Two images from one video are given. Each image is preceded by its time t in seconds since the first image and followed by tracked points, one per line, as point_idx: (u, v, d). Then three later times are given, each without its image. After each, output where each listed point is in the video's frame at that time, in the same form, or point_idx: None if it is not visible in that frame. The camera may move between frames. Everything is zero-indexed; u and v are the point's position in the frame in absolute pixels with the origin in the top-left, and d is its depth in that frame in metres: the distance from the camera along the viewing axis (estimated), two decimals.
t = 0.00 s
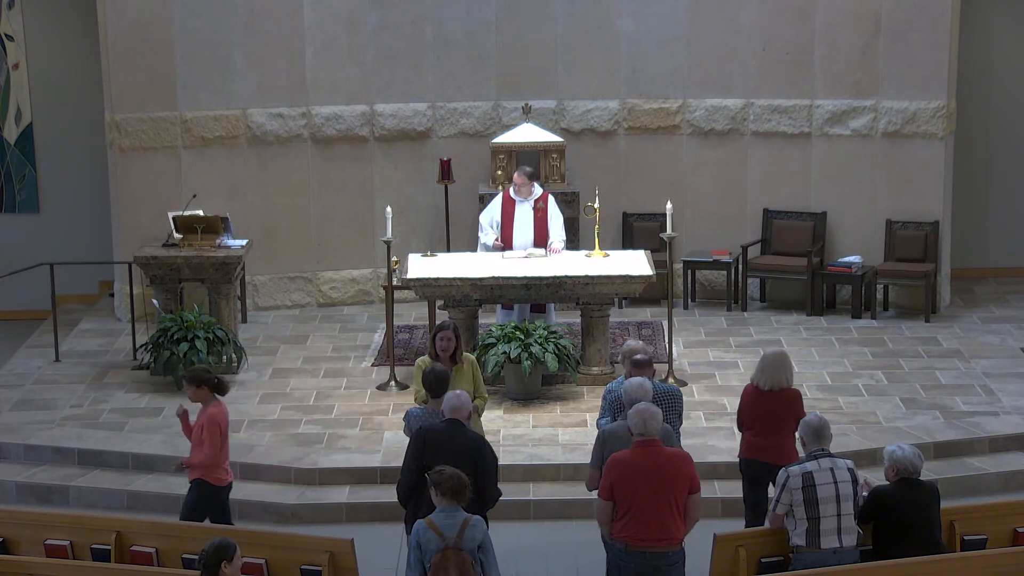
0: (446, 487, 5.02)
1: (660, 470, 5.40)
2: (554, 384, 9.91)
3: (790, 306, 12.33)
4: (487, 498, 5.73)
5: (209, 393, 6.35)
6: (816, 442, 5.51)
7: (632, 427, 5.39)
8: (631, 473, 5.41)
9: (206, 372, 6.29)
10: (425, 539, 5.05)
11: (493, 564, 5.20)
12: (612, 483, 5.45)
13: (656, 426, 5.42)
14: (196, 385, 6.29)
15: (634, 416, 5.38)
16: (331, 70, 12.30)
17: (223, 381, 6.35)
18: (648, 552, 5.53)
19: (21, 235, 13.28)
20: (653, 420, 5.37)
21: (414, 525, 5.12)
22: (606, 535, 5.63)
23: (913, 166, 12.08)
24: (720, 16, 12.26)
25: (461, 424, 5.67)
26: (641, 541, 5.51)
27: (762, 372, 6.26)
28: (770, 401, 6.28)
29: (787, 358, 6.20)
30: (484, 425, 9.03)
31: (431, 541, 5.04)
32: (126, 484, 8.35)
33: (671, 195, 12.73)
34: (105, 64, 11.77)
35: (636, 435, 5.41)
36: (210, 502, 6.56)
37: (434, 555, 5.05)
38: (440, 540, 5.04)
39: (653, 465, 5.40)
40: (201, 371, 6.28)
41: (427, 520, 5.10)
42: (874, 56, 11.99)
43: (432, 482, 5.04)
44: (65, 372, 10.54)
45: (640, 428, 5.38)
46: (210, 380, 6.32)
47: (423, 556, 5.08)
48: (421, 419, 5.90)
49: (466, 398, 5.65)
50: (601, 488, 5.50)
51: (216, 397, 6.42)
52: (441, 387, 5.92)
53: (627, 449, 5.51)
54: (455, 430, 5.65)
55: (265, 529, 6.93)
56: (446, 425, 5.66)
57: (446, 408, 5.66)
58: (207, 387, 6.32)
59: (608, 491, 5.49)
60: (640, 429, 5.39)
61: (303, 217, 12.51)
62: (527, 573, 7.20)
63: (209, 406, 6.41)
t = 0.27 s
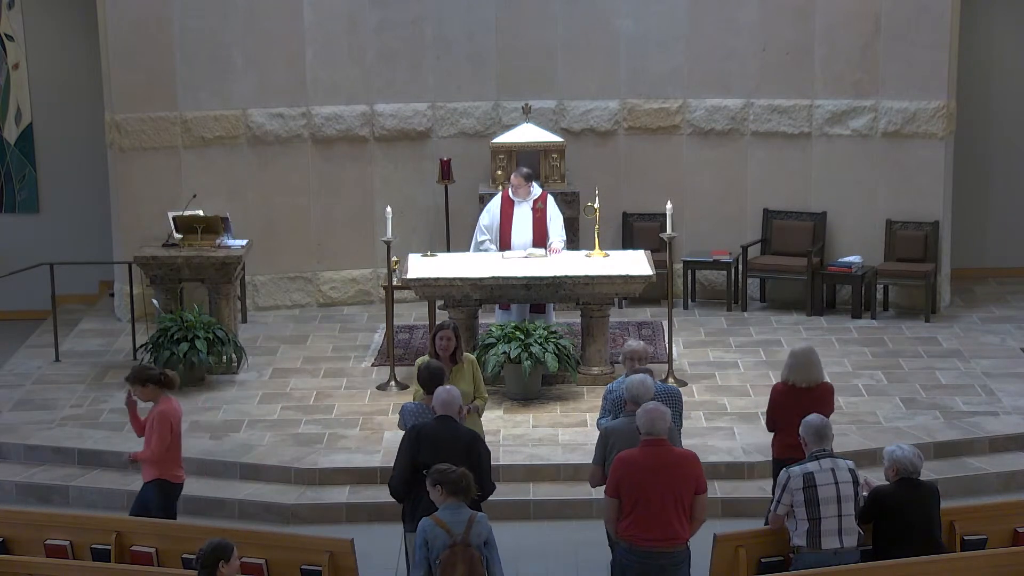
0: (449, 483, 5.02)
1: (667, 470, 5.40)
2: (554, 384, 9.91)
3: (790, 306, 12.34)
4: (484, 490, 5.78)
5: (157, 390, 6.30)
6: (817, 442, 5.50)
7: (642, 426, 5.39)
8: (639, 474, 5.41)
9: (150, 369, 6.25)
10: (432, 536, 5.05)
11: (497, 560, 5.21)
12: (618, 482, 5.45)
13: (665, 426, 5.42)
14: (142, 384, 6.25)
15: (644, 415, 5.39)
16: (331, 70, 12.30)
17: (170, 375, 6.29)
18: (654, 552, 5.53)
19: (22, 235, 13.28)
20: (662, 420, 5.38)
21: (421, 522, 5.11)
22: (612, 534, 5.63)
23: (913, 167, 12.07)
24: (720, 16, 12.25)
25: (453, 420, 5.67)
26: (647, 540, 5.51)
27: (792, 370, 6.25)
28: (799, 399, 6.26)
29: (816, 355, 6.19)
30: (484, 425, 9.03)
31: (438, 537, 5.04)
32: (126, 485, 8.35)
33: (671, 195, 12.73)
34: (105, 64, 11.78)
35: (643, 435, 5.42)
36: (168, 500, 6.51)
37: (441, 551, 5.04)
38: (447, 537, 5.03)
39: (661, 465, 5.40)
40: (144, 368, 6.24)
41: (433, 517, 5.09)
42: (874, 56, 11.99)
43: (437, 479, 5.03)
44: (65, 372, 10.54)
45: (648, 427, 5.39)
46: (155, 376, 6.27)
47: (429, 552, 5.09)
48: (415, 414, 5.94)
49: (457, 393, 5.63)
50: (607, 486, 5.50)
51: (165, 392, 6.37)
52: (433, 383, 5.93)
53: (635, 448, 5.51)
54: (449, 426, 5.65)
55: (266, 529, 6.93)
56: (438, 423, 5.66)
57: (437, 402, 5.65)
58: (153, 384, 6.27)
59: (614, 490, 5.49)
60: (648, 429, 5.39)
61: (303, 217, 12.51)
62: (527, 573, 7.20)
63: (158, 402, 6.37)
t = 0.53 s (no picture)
0: (455, 481, 5.07)
1: (668, 469, 5.40)
2: (554, 384, 9.91)
3: (790, 306, 12.34)
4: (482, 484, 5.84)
5: (119, 395, 6.33)
6: (817, 443, 5.49)
7: (646, 424, 5.39)
8: (641, 472, 5.41)
9: (111, 375, 6.26)
10: (441, 534, 5.08)
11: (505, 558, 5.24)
12: (620, 480, 5.45)
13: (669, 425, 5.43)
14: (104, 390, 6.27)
15: (647, 413, 5.39)
16: (331, 70, 12.30)
17: (131, 380, 6.32)
18: (655, 551, 5.54)
19: (22, 235, 13.28)
20: (665, 418, 5.38)
21: (429, 522, 5.15)
22: (614, 532, 5.64)
23: (913, 166, 12.07)
24: (720, 16, 12.26)
25: (448, 417, 5.69)
26: (648, 539, 5.51)
27: (808, 367, 6.25)
28: (814, 395, 6.27)
29: (831, 351, 6.20)
30: (484, 425, 9.03)
31: (447, 535, 5.08)
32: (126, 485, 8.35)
33: (671, 195, 12.73)
34: (105, 64, 11.77)
35: (646, 433, 5.42)
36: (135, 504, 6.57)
37: (451, 549, 5.08)
38: (457, 534, 5.07)
39: (664, 463, 5.39)
40: (107, 375, 6.25)
41: (442, 516, 5.13)
42: (874, 56, 11.99)
43: (444, 477, 5.08)
44: (65, 372, 10.54)
45: (651, 427, 5.39)
46: (117, 382, 6.29)
47: (439, 552, 5.10)
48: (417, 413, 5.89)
49: (451, 389, 5.65)
50: (609, 484, 5.50)
51: (126, 396, 6.40)
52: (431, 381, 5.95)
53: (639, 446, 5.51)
54: (444, 423, 5.67)
55: (266, 529, 6.93)
56: (432, 419, 5.68)
57: (432, 400, 5.67)
58: (115, 389, 6.29)
59: (616, 488, 5.49)
60: (651, 427, 5.40)
61: (303, 217, 12.51)
62: (527, 573, 7.20)
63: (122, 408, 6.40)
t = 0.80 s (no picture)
0: (467, 475, 5.18)
1: (662, 467, 5.41)
2: (554, 384, 9.91)
3: (790, 306, 12.34)
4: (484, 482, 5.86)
5: (58, 391, 6.43)
6: (817, 443, 5.50)
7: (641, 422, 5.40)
8: (634, 471, 5.42)
9: (50, 370, 6.37)
10: (457, 528, 5.21)
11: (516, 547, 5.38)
12: (615, 478, 5.46)
13: (663, 423, 5.44)
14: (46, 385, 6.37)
15: (641, 411, 5.42)
16: (331, 70, 12.30)
17: (70, 376, 6.42)
18: (651, 548, 5.55)
19: (22, 235, 13.28)
20: (659, 416, 5.40)
21: (445, 515, 5.26)
22: (610, 530, 5.64)
23: (913, 167, 12.07)
24: (720, 16, 12.26)
25: (455, 412, 5.80)
26: (644, 537, 5.52)
27: (818, 365, 6.29)
28: (825, 394, 6.32)
29: (841, 351, 6.25)
30: (484, 425, 9.03)
31: (464, 528, 5.21)
32: (126, 485, 8.35)
33: (671, 195, 12.73)
34: (105, 64, 11.78)
35: (641, 431, 5.43)
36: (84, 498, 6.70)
37: (467, 542, 5.21)
38: (473, 528, 5.20)
39: (658, 461, 5.41)
40: (46, 370, 6.36)
41: (458, 509, 5.25)
42: (874, 56, 11.98)
43: (458, 472, 5.19)
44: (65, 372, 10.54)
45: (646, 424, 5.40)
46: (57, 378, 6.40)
47: (455, 545, 5.23)
48: (418, 410, 5.98)
49: (459, 386, 5.75)
50: (604, 481, 5.51)
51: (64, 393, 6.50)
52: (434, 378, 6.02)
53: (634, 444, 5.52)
54: (448, 415, 5.78)
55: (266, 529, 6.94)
56: (438, 413, 5.79)
57: (440, 394, 5.79)
58: (56, 385, 6.40)
59: (611, 486, 5.49)
60: (645, 425, 5.42)
61: (303, 217, 12.51)
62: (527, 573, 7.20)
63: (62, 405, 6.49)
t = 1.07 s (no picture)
0: (472, 470, 5.21)
1: (650, 462, 5.41)
2: (554, 384, 9.91)
3: (790, 306, 12.34)
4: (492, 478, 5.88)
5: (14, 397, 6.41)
6: (817, 443, 5.50)
7: (629, 419, 5.42)
8: (622, 467, 5.42)
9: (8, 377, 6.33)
10: (465, 523, 5.22)
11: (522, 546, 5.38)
12: (604, 474, 5.46)
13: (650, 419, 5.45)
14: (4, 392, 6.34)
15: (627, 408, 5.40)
16: (331, 71, 12.30)
17: (27, 385, 6.40)
18: (641, 543, 5.55)
19: (22, 235, 13.28)
20: (646, 412, 5.40)
21: (451, 511, 5.28)
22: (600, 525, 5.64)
23: (913, 167, 12.07)
24: (720, 16, 12.26)
25: (461, 409, 5.81)
26: (633, 531, 5.53)
27: (822, 364, 6.30)
28: (829, 394, 6.32)
29: (847, 350, 6.26)
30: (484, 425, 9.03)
31: (472, 524, 5.21)
32: (126, 485, 8.35)
33: (671, 195, 12.74)
34: (105, 64, 11.78)
35: (629, 428, 5.44)
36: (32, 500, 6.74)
37: (475, 537, 5.21)
38: (481, 523, 5.21)
39: (648, 457, 5.41)
40: (4, 377, 6.32)
41: (464, 506, 5.26)
42: (874, 56, 11.99)
43: (464, 467, 5.21)
44: (65, 372, 10.54)
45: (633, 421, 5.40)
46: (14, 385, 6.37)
47: (462, 541, 5.24)
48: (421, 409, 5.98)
49: (466, 383, 5.77)
50: (593, 478, 5.51)
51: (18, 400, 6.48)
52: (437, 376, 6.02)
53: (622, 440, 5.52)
54: (456, 413, 5.79)
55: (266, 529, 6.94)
56: (444, 410, 5.80)
57: (447, 392, 5.80)
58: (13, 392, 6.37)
59: (600, 482, 5.50)
60: (632, 421, 5.42)
61: (303, 217, 12.51)
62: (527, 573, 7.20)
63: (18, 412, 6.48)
